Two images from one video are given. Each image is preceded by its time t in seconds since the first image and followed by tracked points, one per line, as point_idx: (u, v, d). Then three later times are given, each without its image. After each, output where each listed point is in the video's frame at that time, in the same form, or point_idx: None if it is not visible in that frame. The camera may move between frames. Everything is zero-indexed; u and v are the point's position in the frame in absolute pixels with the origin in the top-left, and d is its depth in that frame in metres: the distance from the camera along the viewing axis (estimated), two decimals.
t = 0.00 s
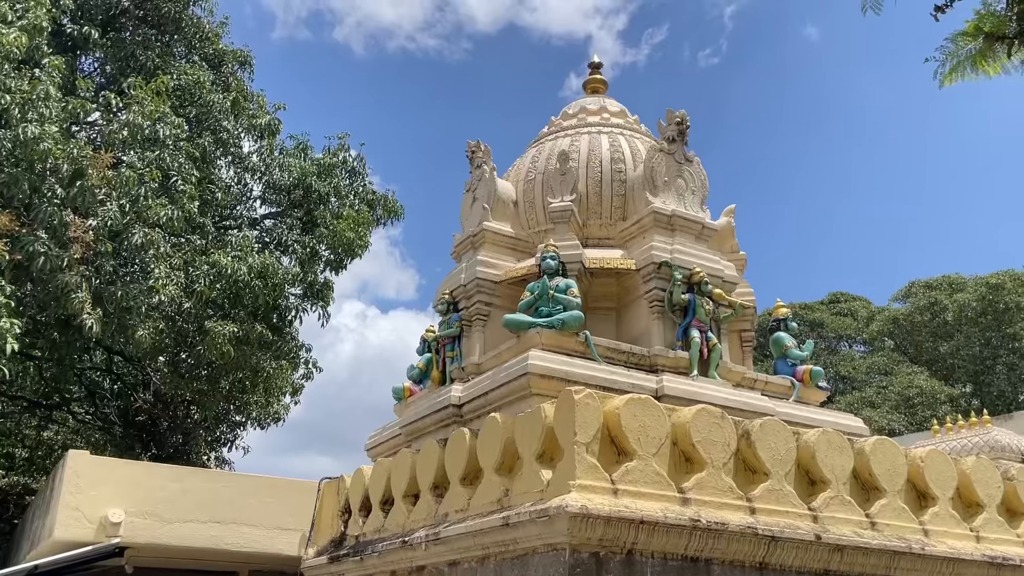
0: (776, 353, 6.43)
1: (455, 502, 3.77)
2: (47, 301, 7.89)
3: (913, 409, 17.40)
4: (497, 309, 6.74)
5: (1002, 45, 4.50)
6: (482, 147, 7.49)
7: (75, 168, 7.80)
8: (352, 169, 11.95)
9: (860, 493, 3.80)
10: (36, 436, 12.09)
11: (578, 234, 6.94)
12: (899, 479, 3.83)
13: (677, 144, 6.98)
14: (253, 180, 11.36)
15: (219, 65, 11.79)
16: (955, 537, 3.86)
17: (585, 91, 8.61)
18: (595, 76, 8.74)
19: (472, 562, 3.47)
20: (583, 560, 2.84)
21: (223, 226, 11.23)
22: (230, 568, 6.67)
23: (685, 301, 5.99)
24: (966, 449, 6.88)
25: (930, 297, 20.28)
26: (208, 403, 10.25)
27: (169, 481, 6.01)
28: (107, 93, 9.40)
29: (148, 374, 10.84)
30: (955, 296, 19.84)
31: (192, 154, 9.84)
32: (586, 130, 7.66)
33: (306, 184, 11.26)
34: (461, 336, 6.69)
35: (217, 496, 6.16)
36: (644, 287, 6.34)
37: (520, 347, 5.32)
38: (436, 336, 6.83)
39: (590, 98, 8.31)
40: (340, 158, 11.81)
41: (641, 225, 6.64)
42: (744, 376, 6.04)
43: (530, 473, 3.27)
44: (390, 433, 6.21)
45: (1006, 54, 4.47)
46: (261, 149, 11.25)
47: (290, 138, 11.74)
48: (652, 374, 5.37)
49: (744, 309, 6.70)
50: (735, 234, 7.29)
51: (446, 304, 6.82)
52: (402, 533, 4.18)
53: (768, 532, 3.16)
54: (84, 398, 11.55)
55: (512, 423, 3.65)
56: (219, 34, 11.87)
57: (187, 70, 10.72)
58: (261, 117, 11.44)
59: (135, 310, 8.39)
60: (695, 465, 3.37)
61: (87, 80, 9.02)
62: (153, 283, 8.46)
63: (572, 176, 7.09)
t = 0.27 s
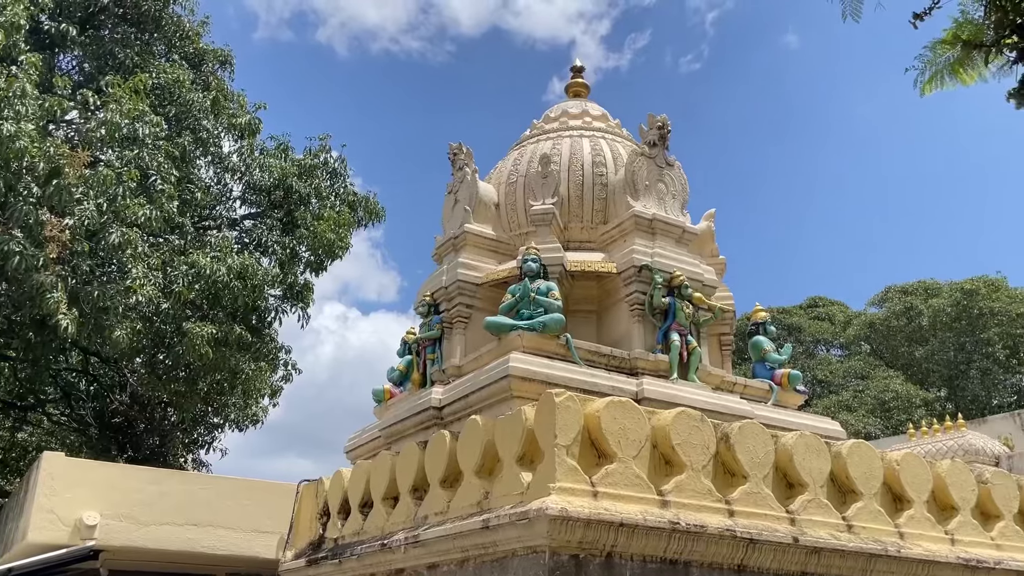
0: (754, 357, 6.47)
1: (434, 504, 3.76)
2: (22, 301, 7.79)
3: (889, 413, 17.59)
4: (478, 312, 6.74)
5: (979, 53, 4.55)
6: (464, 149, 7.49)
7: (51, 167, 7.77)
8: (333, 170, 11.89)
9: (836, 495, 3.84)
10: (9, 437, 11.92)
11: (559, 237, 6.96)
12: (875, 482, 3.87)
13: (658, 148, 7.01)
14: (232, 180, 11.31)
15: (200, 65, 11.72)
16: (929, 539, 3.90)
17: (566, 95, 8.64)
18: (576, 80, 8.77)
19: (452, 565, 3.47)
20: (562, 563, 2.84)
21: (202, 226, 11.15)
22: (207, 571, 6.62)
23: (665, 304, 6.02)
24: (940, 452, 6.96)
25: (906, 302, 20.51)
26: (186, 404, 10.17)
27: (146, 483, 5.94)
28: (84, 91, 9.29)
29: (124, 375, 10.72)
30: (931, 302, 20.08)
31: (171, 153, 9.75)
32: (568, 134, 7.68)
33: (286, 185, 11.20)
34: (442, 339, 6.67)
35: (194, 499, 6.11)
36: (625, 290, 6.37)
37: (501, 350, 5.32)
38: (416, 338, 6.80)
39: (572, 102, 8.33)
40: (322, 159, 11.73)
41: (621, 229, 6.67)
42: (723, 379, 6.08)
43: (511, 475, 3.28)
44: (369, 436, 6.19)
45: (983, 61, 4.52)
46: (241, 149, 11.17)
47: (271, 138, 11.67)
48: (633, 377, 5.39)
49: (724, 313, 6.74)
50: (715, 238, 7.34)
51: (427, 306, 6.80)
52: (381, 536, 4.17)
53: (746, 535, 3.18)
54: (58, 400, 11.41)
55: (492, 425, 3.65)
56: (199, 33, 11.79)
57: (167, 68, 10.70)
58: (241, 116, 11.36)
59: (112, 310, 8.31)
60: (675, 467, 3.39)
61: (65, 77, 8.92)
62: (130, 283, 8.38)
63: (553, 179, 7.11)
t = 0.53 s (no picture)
0: (732, 357, 6.51)
1: (412, 504, 3.75)
2: None
3: (864, 414, 17.78)
4: (457, 311, 6.73)
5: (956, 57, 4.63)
6: (443, 148, 7.47)
7: (24, 162, 7.70)
8: (312, 168, 11.82)
9: (812, 495, 3.87)
10: None
11: (539, 237, 6.96)
12: (850, 481, 3.91)
13: (638, 149, 7.04)
14: (210, 177, 11.20)
15: (177, 60, 11.66)
16: (903, 538, 3.95)
17: (547, 95, 8.65)
18: (557, 80, 8.78)
19: (429, 564, 3.46)
20: (540, 562, 2.84)
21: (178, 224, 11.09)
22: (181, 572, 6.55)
23: (644, 305, 6.04)
24: (913, 453, 7.04)
25: (880, 304, 20.74)
26: (161, 403, 10.07)
27: (120, 483, 5.87)
28: (59, 85, 9.15)
29: (99, 374, 10.59)
30: (905, 304, 20.33)
31: (148, 150, 9.64)
32: (548, 134, 7.68)
33: (264, 182, 11.12)
34: (420, 338, 6.66)
35: (169, 498, 6.05)
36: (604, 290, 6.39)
37: (479, 349, 5.32)
38: (395, 337, 6.78)
39: (553, 102, 8.34)
40: (300, 157, 11.65)
41: (601, 229, 6.68)
42: (701, 379, 6.11)
43: (488, 475, 3.27)
44: (347, 435, 6.17)
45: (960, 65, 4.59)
46: (218, 146, 11.07)
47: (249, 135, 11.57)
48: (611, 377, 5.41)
49: (702, 314, 6.78)
50: (693, 239, 7.38)
51: (406, 306, 6.78)
52: (358, 536, 4.15)
53: (723, 534, 3.20)
54: (31, 398, 11.25)
55: (470, 425, 3.65)
56: (176, 29, 11.69)
57: (144, 63, 10.61)
58: (219, 112, 11.26)
59: (86, 308, 8.20)
60: (652, 467, 3.40)
61: (39, 72, 8.80)
62: (105, 280, 8.28)
63: (533, 179, 7.12)
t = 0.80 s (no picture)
0: (708, 354, 6.55)
1: (388, 501, 3.74)
2: None
3: (837, 411, 17.98)
4: (434, 308, 6.71)
5: (931, 57, 4.74)
6: (422, 143, 7.44)
7: None
8: (288, 163, 11.73)
9: (785, 491, 3.90)
10: None
11: (517, 234, 6.96)
12: (823, 477, 3.94)
13: (616, 146, 7.05)
14: (184, 171, 11.08)
15: (152, 52, 11.59)
16: (875, 534, 3.99)
17: (525, 92, 8.64)
18: (535, 77, 8.78)
19: (405, 561, 3.45)
20: (516, 559, 2.84)
21: (151, 217, 11.08)
22: (153, 569, 6.48)
23: (621, 302, 6.05)
24: (886, 450, 7.12)
25: (854, 302, 20.96)
26: (134, 400, 9.96)
27: (91, 480, 5.79)
28: (30, 76, 8.99)
29: (70, 369, 10.44)
30: (878, 303, 20.56)
31: (121, 142, 9.50)
32: (527, 130, 7.68)
33: (240, 177, 11.01)
34: (398, 334, 6.62)
35: (142, 495, 5.97)
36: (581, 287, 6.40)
37: (457, 345, 5.30)
38: (372, 333, 6.74)
39: (531, 98, 8.33)
40: (277, 151, 11.55)
41: (579, 226, 6.69)
42: (677, 376, 6.13)
43: (465, 471, 3.27)
44: (323, 432, 6.13)
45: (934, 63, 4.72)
46: (193, 139, 10.94)
47: (225, 129, 11.46)
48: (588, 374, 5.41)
49: (678, 311, 6.81)
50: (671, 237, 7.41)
51: (383, 302, 6.75)
52: (333, 533, 4.13)
53: (698, 530, 3.21)
54: None
55: (447, 421, 3.64)
56: (151, 21, 11.57)
57: (117, 54, 10.37)
58: (194, 106, 11.14)
59: (58, 303, 8.08)
60: (628, 463, 3.41)
61: (9, 62, 8.65)
62: (76, 274, 8.17)
63: (511, 175, 7.11)
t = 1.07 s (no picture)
0: (682, 349, 6.58)
1: (362, 495, 3.72)
2: None
3: (809, 405, 18.20)
4: (410, 301, 6.69)
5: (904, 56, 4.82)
6: (398, 136, 7.40)
7: None
8: (262, 154, 11.61)
9: (758, 484, 3.94)
10: None
11: (494, 228, 6.95)
12: (795, 471, 3.98)
13: (592, 141, 7.07)
14: (157, 161, 10.95)
15: (123, 41, 11.38)
16: (846, 527, 4.04)
17: (502, 85, 8.62)
18: (513, 71, 8.76)
19: (379, 555, 3.44)
20: (490, 552, 2.85)
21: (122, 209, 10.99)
22: (124, 564, 6.42)
23: (597, 296, 6.07)
24: (856, 444, 7.21)
25: (826, 298, 21.19)
26: (105, 393, 9.85)
27: (60, 474, 5.71)
28: None
29: (38, 362, 10.28)
30: (850, 298, 20.79)
31: (91, 132, 9.36)
32: (504, 124, 7.67)
33: (213, 168, 10.88)
34: (373, 328, 6.59)
35: (113, 489, 5.91)
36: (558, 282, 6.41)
37: (433, 339, 5.29)
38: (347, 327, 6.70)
39: (508, 92, 8.31)
40: (251, 143, 11.43)
41: (555, 220, 6.70)
42: (652, 370, 6.16)
43: (440, 465, 3.26)
44: (297, 426, 6.09)
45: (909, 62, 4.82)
46: (166, 130, 10.80)
47: (198, 120, 11.32)
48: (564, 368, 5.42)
49: (653, 306, 6.84)
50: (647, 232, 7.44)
51: (358, 295, 6.71)
52: (307, 527, 4.10)
53: (671, 523, 3.23)
54: None
55: (422, 415, 3.63)
56: (123, 9, 11.37)
57: (87, 43, 10.24)
58: (167, 96, 11.01)
59: (26, 295, 7.95)
60: (603, 457, 3.42)
61: None
62: (45, 266, 8.03)
63: (488, 169, 7.11)
